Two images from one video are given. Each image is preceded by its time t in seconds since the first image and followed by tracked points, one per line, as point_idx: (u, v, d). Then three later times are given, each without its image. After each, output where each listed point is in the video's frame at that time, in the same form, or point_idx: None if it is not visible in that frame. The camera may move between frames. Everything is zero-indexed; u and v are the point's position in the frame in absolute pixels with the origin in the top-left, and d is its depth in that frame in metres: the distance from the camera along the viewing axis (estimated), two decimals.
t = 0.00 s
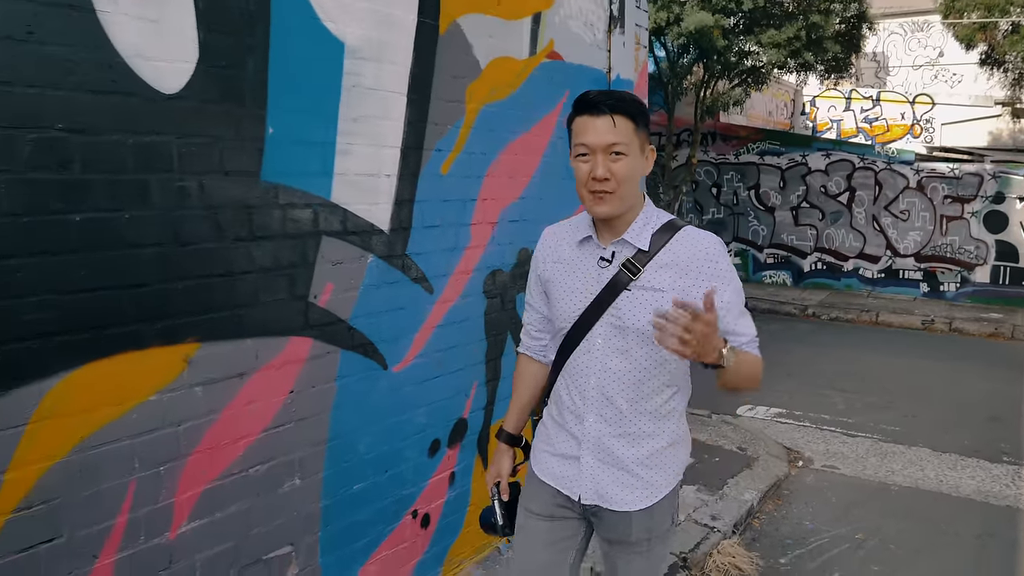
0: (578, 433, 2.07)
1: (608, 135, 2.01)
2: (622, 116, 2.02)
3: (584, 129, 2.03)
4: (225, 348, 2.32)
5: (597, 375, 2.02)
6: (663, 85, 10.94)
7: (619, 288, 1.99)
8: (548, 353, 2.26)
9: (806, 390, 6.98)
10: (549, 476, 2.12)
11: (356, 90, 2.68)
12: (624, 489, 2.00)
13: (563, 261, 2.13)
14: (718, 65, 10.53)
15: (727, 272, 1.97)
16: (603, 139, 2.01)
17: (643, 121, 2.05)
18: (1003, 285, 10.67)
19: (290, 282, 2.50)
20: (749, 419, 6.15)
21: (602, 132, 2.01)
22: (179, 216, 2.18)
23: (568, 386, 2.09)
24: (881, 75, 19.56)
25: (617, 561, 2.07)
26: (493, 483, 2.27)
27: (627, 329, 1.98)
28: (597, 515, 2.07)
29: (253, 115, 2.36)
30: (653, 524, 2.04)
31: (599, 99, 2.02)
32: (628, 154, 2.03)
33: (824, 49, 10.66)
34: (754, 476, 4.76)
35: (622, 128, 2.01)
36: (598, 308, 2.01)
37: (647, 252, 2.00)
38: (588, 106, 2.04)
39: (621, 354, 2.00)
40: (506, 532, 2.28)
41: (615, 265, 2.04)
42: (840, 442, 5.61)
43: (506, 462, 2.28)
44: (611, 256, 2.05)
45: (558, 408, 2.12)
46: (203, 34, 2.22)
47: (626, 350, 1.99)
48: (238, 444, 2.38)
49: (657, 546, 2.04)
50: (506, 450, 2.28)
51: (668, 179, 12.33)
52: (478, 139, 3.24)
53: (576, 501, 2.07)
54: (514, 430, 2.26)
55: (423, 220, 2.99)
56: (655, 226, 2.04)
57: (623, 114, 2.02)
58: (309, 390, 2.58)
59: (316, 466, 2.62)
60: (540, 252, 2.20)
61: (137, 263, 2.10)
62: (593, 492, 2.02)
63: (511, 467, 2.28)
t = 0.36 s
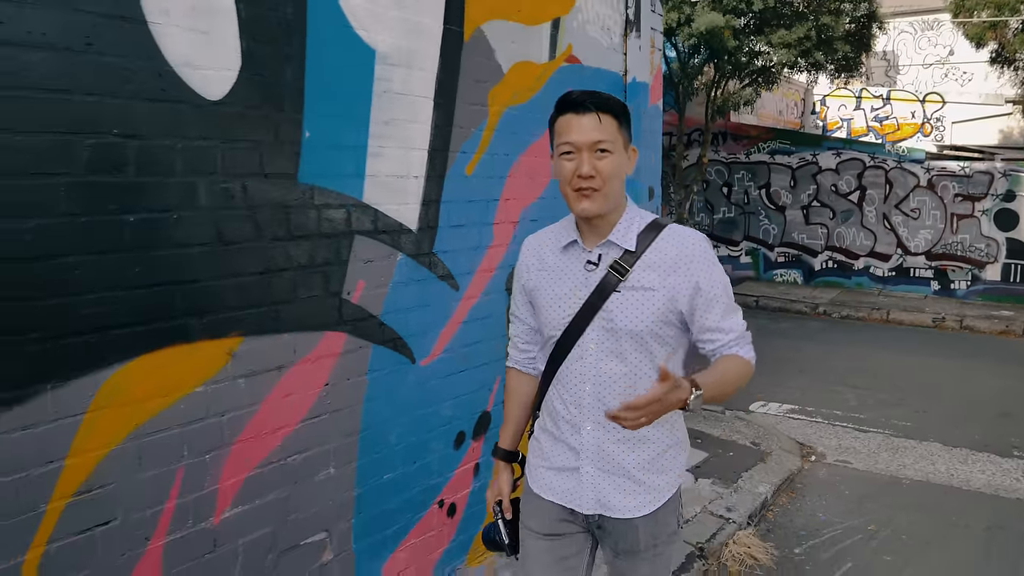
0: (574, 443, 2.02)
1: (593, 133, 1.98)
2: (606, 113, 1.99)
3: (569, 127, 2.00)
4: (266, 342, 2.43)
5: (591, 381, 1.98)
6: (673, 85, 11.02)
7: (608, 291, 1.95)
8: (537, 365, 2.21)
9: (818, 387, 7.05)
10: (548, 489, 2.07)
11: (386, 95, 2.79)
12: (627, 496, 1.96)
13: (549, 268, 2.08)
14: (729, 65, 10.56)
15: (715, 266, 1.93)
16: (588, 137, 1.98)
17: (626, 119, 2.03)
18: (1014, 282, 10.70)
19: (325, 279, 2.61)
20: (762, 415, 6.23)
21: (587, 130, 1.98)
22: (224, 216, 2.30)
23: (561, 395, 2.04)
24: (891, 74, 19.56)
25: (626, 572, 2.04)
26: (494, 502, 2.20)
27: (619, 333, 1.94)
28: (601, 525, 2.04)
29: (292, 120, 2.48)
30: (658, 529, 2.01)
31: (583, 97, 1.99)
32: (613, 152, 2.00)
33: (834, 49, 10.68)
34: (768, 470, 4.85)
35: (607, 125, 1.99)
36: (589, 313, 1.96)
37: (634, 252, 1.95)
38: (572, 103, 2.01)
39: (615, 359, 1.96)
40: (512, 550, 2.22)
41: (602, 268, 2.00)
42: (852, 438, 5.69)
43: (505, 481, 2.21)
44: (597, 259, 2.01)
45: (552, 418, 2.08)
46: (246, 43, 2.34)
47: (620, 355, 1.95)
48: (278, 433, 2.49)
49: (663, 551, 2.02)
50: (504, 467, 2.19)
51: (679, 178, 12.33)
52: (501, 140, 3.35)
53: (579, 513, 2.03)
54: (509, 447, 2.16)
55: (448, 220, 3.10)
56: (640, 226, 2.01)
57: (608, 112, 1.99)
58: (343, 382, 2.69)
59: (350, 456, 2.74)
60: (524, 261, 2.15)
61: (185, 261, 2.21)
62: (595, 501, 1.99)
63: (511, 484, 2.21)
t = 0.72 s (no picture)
0: (563, 430, 2.05)
1: (559, 123, 1.99)
2: (569, 102, 2.00)
3: (534, 121, 2.01)
4: (312, 332, 2.58)
5: (578, 367, 2.00)
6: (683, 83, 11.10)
7: (591, 276, 1.98)
8: (522, 360, 2.18)
9: (827, 382, 7.16)
10: (541, 478, 2.11)
11: (422, 98, 2.92)
12: (617, 479, 2.00)
13: (533, 259, 2.10)
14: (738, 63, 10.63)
15: (694, 248, 1.98)
16: (554, 129, 1.99)
17: (592, 104, 2.03)
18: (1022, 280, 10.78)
19: (365, 273, 2.75)
20: (773, 409, 6.36)
21: (553, 121, 1.98)
22: (275, 213, 2.44)
23: (547, 383, 2.07)
24: (899, 72, 19.60)
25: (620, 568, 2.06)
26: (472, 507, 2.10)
27: (603, 317, 1.97)
28: (594, 517, 2.07)
29: (335, 121, 2.61)
30: (650, 519, 2.04)
31: (544, 90, 2.01)
32: (581, 141, 2.01)
33: (843, 47, 10.75)
34: (779, 462, 4.98)
35: (570, 114, 1.99)
36: (574, 300, 1.99)
37: (615, 236, 2.00)
38: (537, 96, 2.01)
39: (600, 343, 1.99)
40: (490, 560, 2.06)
41: (585, 253, 2.03)
42: (862, 431, 5.80)
43: (486, 482, 2.12)
44: (580, 244, 2.04)
45: (539, 406, 2.10)
46: (295, 48, 2.47)
47: (604, 339, 1.98)
48: (323, 419, 2.63)
49: (657, 543, 2.05)
50: (484, 469, 2.11)
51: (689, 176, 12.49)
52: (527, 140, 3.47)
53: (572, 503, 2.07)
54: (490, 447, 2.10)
55: (478, 217, 3.23)
56: (619, 211, 2.05)
57: (571, 101, 2.00)
58: (382, 371, 2.83)
59: (387, 441, 2.87)
60: (507, 256, 2.17)
61: (240, 255, 2.35)
62: (587, 487, 2.02)
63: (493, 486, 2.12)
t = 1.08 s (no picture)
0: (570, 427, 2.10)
1: (562, 126, 2.00)
2: (574, 106, 2.00)
3: (540, 123, 2.04)
4: (360, 326, 2.74)
5: (581, 367, 2.04)
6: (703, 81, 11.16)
7: (592, 279, 2.00)
8: (539, 358, 2.21)
9: (847, 379, 7.24)
10: (556, 471, 2.17)
11: (461, 103, 3.06)
12: (621, 475, 2.03)
13: (542, 260, 2.14)
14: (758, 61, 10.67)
15: (693, 247, 1.97)
16: (559, 132, 2.00)
17: (597, 108, 2.03)
18: None
19: (408, 270, 2.90)
20: (793, 405, 6.46)
21: (558, 124, 1.99)
22: (328, 214, 2.61)
23: (554, 382, 2.12)
24: (919, 68, 19.47)
25: (617, 556, 2.06)
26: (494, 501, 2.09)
27: (604, 319, 2.00)
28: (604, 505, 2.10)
29: (383, 126, 2.77)
30: (647, 510, 2.03)
31: (551, 92, 2.02)
32: (584, 145, 2.02)
33: (864, 45, 10.77)
34: (800, 456, 5.09)
35: (574, 118, 2.00)
36: (577, 302, 2.02)
37: (614, 239, 2.01)
38: (544, 98, 2.03)
39: (601, 344, 2.02)
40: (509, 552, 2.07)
41: (587, 256, 2.04)
42: (882, 428, 5.89)
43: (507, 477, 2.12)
44: (582, 247, 2.06)
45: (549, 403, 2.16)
46: (346, 58, 2.62)
47: (605, 340, 2.01)
48: (368, 408, 2.80)
49: (654, 535, 2.04)
50: (505, 464, 2.12)
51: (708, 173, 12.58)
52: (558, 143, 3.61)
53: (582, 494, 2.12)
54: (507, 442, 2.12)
55: (512, 216, 3.36)
56: (620, 213, 2.05)
57: (576, 105, 2.00)
58: (423, 363, 2.99)
59: (426, 430, 3.03)
60: (519, 259, 2.22)
61: (295, 253, 2.52)
62: (593, 482, 2.06)
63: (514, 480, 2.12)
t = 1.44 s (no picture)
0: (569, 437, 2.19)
1: (573, 143, 2.06)
2: (586, 123, 2.05)
3: (553, 138, 2.10)
4: (404, 326, 2.89)
5: (581, 380, 2.13)
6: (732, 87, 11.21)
7: (595, 293, 2.07)
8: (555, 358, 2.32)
9: (876, 385, 7.25)
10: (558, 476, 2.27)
11: (500, 114, 3.20)
12: (612, 488, 2.10)
13: (555, 268, 2.23)
14: (787, 67, 10.69)
15: (694, 271, 1.99)
16: (570, 148, 2.07)
17: (610, 125, 2.08)
18: None
19: (449, 274, 3.05)
20: (822, 409, 6.50)
21: (569, 141, 2.06)
22: (375, 221, 2.76)
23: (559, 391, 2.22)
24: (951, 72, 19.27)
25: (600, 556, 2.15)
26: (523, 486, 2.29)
27: (603, 335, 2.07)
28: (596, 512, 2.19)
29: (426, 138, 2.91)
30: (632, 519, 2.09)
31: (564, 108, 2.07)
32: (596, 162, 2.07)
33: (894, 50, 10.75)
34: (828, 459, 5.14)
35: (586, 135, 2.05)
36: (579, 315, 2.10)
37: (618, 256, 2.06)
38: (559, 114, 2.09)
39: (600, 359, 2.09)
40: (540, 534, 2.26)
41: (592, 270, 2.12)
42: (911, 432, 5.91)
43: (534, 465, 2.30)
44: (588, 262, 2.14)
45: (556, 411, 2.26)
46: (392, 74, 2.78)
47: (604, 356, 2.08)
48: (411, 404, 2.94)
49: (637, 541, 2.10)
50: (531, 454, 2.29)
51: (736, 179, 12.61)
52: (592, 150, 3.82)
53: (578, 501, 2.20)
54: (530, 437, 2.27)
55: (547, 222, 3.50)
56: (627, 231, 2.10)
57: (588, 122, 2.06)
58: (462, 363, 3.14)
59: (465, 427, 3.17)
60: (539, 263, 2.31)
61: (345, 257, 2.67)
62: (586, 491, 2.14)
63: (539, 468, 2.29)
